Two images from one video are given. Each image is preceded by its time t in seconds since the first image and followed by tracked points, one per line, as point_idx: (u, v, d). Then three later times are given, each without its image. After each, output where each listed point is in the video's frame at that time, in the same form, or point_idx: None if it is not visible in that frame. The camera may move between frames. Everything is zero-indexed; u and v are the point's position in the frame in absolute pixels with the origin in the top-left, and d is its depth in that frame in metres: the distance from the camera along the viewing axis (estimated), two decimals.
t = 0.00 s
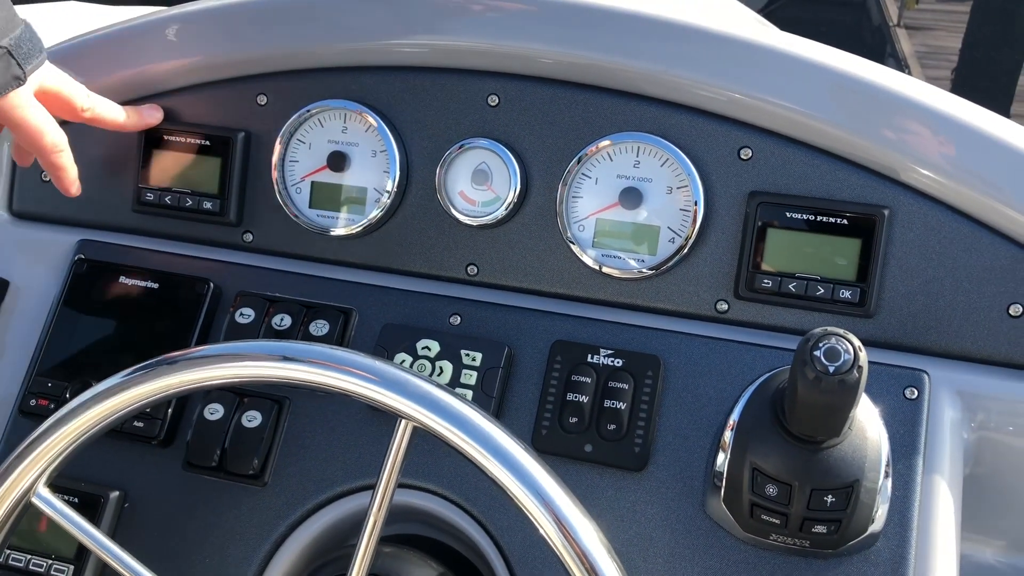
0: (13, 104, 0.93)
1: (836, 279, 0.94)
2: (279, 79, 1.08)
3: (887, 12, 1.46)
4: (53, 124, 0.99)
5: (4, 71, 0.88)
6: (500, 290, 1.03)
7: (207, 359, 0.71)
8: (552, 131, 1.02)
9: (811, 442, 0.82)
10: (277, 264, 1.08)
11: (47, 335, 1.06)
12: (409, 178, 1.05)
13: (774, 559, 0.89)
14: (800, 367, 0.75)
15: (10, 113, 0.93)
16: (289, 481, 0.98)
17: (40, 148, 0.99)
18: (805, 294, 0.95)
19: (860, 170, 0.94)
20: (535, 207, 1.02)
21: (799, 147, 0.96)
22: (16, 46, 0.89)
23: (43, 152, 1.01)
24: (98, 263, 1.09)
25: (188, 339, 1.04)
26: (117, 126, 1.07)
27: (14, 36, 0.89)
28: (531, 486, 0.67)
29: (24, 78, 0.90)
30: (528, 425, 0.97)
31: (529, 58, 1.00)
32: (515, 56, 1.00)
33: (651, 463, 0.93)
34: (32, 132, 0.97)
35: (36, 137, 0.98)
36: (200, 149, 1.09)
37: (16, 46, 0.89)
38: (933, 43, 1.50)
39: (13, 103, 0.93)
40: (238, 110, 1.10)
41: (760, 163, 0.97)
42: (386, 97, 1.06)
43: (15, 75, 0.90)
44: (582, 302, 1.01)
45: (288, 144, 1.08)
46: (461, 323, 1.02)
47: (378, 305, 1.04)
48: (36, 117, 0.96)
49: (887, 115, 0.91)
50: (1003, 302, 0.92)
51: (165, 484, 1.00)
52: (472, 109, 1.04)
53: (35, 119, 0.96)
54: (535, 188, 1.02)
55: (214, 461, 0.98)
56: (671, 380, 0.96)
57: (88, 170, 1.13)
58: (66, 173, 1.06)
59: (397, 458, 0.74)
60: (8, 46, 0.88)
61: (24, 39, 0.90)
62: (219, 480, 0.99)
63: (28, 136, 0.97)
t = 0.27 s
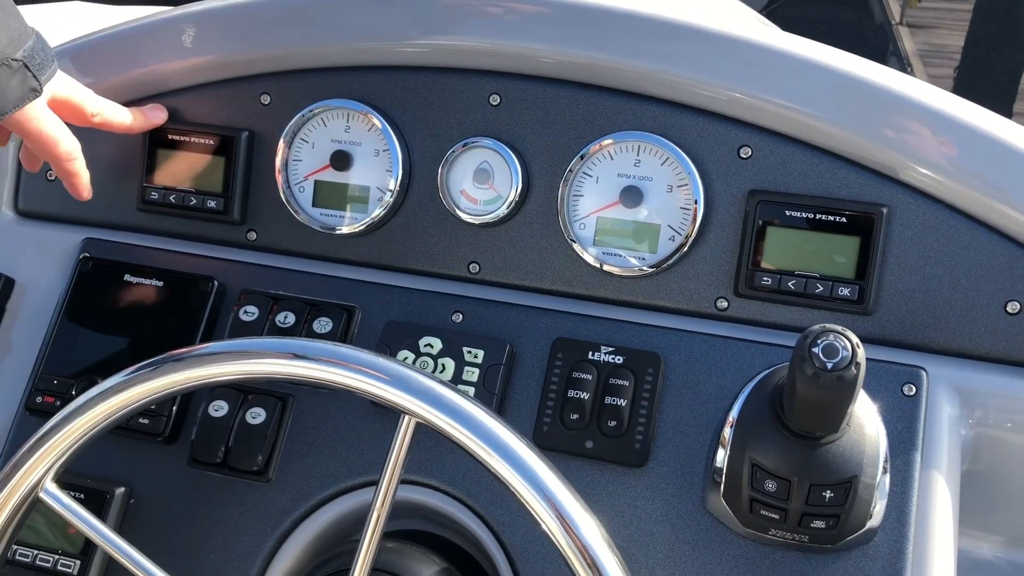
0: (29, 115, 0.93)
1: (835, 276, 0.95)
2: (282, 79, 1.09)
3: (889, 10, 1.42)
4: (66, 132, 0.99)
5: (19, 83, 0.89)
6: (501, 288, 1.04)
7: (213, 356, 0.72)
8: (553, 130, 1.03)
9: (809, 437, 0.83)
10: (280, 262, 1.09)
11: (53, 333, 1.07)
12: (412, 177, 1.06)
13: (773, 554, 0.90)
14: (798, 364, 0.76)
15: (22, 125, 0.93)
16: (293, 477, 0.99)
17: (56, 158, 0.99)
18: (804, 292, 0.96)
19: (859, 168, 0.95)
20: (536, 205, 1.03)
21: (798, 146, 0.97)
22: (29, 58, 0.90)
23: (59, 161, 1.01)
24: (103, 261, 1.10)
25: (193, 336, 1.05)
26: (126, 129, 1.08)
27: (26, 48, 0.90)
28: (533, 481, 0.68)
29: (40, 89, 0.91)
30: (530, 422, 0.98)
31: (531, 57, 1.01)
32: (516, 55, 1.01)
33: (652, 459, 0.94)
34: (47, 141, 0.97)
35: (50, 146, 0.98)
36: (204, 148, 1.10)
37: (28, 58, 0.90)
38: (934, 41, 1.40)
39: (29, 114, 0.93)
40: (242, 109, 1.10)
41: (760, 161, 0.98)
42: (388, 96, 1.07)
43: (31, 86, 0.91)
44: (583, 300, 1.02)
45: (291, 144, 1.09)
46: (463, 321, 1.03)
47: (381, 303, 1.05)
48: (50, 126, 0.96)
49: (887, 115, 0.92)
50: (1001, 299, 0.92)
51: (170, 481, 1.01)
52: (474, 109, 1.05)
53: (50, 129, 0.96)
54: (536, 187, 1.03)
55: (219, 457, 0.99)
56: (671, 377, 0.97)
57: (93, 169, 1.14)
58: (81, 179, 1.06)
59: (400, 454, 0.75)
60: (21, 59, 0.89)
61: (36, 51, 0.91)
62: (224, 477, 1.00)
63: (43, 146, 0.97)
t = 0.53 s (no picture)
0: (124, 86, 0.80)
1: (836, 272, 0.96)
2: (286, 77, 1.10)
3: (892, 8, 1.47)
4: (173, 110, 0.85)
5: (105, 55, 0.78)
6: (503, 284, 1.04)
7: (220, 351, 0.72)
8: (555, 128, 1.03)
9: (810, 432, 0.83)
10: (284, 259, 1.10)
11: (57, 329, 1.08)
12: (414, 174, 1.06)
13: (774, 548, 0.91)
14: (798, 359, 0.77)
15: (115, 101, 0.81)
16: (296, 473, 1.00)
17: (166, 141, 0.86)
18: (804, 288, 0.96)
19: (859, 166, 0.96)
20: (538, 202, 1.03)
21: (798, 143, 0.97)
22: (112, 24, 0.78)
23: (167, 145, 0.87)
24: (107, 258, 1.11)
25: (197, 333, 1.06)
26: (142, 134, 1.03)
27: (111, 17, 0.79)
28: (535, 475, 0.69)
29: (132, 58, 0.79)
30: (532, 416, 0.98)
31: (532, 55, 1.01)
32: (518, 53, 1.02)
33: (653, 454, 0.95)
34: (147, 116, 0.83)
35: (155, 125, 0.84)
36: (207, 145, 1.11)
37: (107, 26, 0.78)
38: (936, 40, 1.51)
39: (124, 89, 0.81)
40: (245, 107, 1.11)
41: (760, 159, 0.98)
42: (390, 94, 1.08)
43: (121, 56, 0.78)
44: (585, 296, 1.03)
45: (294, 140, 1.09)
46: (466, 317, 1.03)
47: (384, 299, 1.05)
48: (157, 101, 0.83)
49: (887, 113, 0.92)
50: (1000, 295, 0.93)
51: (175, 476, 1.02)
52: (476, 106, 1.05)
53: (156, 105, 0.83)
54: (538, 184, 1.03)
55: (222, 453, 1.00)
56: (673, 372, 0.97)
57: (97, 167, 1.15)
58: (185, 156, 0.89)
59: (403, 448, 0.76)
60: (103, 26, 0.78)
61: (118, 19, 0.79)
62: (228, 472, 1.00)
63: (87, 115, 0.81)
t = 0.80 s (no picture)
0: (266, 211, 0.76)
1: (831, 270, 0.96)
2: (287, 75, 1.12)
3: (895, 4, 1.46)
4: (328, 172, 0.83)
5: (237, 193, 0.72)
6: (502, 281, 1.05)
7: (221, 347, 0.73)
8: (553, 126, 1.04)
9: (805, 428, 0.84)
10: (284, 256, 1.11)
11: (59, 325, 1.09)
12: (413, 172, 1.07)
13: (770, 543, 0.91)
14: (793, 355, 0.78)
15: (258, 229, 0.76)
16: (296, 468, 1.00)
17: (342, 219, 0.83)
18: (801, 285, 0.97)
19: (855, 164, 0.97)
20: (536, 200, 1.04)
21: (794, 141, 0.98)
22: (242, 160, 0.72)
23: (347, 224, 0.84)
24: (109, 255, 1.12)
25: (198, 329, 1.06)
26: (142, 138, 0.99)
27: (244, 151, 0.73)
28: (532, 471, 0.69)
29: (264, 189, 0.73)
30: (530, 412, 0.99)
31: (530, 54, 1.02)
32: (516, 51, 1.03)
33: (650, 450, 0.95)
34: (288, 239, 0.77)
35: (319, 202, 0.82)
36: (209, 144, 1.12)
37: (249, 148, 0.73)
38: (939, 36, 1.52)
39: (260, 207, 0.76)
40: (247, 105, 1.13)
41: (757, 157, 0.99)
42: (389, 92, 1.09)
43: (252, 190, 0.72)
44: (583, 294, 1.03)
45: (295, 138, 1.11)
46: (464, 315, 1.04)
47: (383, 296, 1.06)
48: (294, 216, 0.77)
49: (886, 113, 0.93)
50: (995, 292, 0.93)
51: (176, 472, 1.03)
52: (474, 105, 1.06)
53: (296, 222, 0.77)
54: (537, 182, 1.04)
55: (223, 448, 1.00)
56: (670, 369, 0.98)
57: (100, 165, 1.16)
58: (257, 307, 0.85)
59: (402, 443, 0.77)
60: (232, 163, 0.72)
61: (255, 146, 0.73)
62: (228, 467, 1.01)
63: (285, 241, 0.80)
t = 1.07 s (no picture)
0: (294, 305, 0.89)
1: (827, 262, 0.97)
2: (288, 71, 1.13)
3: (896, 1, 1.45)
4: (349, 274, 0.91)
5: (276, 295, 0.82)
6: (501, 274, 1.06)
7: (222, 338, 0.73)
8: (552, 120, 1.05)
9: (800, 417, 0.85)
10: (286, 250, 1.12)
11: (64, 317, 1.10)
12: (413, 166, 1.08)
13: (766, 532, 0.92)
14: (787, 346, 0.78)
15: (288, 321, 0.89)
16: (297, 459, 1.01)
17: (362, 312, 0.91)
18: (796, 277, 0.98)
19: (852, 158, 0.98)
20: (535, 193, 1.05)
21: (790, 135, 0.99)
22: (281, 262, 0.81)
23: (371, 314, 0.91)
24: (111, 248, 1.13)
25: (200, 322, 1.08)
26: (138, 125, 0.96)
27: (282, 253, 0.81)
28: (531, 460, 0.70)
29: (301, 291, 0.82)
30: (529, 404, 1.00)
31: (529, 48, 1.03)
32: (515, 46, 1.04)
33: (647, 440, 0.97)
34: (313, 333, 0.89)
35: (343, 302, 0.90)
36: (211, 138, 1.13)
37: (286, 248, 0.82)
38: (939, 33, 1.53)
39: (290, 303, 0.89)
40: (249, 101, 1.14)
41: (753, 150, 1.00)
42: (389, 88, 1.10)
43: (289, 292, 0.82)
44: (582, 286, 1.04)
45: (296, 133, 1.12)
46: (464, 307, 1.05)
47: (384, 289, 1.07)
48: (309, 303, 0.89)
49: (887, 110, 0.94)
50: (989, 284, 0.94)
51: (178, 462, 1.04)
52: (474, 99, 1.07)
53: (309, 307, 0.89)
54: (536, 176, 1.05)
55: (225, 439, 1.02)
56: (667, 360, 0.99)
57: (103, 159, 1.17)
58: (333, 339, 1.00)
59: (401, 431, 0.77)
60: (274, 268, 0.81)
61: (289, 246, 0.82)
62: (230, 458, 1.02)
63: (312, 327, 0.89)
